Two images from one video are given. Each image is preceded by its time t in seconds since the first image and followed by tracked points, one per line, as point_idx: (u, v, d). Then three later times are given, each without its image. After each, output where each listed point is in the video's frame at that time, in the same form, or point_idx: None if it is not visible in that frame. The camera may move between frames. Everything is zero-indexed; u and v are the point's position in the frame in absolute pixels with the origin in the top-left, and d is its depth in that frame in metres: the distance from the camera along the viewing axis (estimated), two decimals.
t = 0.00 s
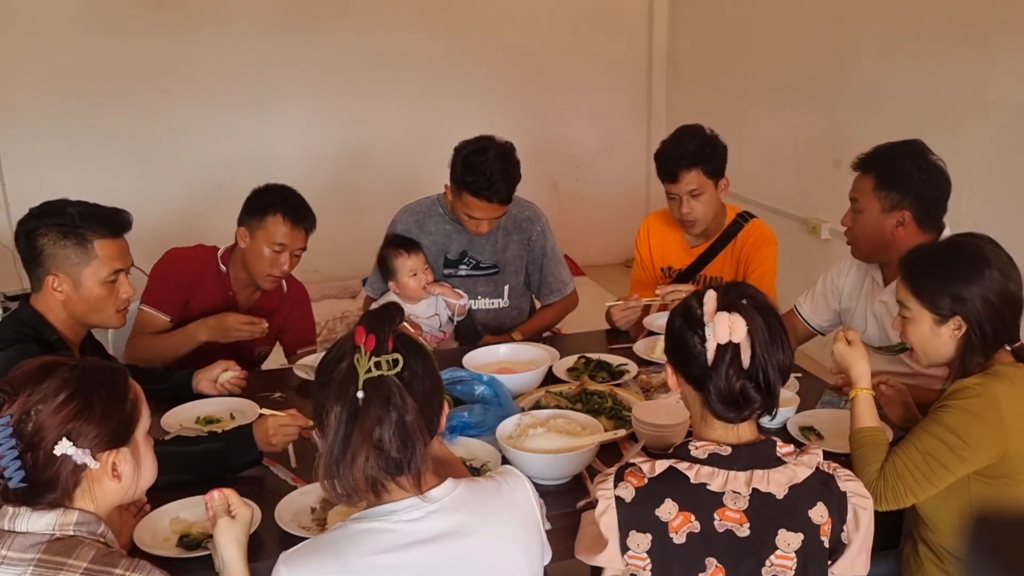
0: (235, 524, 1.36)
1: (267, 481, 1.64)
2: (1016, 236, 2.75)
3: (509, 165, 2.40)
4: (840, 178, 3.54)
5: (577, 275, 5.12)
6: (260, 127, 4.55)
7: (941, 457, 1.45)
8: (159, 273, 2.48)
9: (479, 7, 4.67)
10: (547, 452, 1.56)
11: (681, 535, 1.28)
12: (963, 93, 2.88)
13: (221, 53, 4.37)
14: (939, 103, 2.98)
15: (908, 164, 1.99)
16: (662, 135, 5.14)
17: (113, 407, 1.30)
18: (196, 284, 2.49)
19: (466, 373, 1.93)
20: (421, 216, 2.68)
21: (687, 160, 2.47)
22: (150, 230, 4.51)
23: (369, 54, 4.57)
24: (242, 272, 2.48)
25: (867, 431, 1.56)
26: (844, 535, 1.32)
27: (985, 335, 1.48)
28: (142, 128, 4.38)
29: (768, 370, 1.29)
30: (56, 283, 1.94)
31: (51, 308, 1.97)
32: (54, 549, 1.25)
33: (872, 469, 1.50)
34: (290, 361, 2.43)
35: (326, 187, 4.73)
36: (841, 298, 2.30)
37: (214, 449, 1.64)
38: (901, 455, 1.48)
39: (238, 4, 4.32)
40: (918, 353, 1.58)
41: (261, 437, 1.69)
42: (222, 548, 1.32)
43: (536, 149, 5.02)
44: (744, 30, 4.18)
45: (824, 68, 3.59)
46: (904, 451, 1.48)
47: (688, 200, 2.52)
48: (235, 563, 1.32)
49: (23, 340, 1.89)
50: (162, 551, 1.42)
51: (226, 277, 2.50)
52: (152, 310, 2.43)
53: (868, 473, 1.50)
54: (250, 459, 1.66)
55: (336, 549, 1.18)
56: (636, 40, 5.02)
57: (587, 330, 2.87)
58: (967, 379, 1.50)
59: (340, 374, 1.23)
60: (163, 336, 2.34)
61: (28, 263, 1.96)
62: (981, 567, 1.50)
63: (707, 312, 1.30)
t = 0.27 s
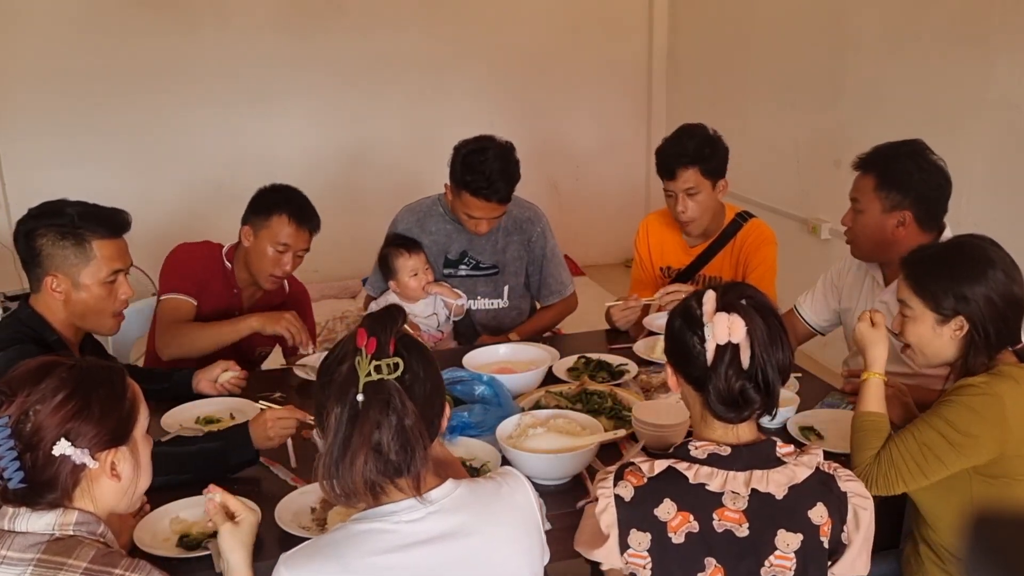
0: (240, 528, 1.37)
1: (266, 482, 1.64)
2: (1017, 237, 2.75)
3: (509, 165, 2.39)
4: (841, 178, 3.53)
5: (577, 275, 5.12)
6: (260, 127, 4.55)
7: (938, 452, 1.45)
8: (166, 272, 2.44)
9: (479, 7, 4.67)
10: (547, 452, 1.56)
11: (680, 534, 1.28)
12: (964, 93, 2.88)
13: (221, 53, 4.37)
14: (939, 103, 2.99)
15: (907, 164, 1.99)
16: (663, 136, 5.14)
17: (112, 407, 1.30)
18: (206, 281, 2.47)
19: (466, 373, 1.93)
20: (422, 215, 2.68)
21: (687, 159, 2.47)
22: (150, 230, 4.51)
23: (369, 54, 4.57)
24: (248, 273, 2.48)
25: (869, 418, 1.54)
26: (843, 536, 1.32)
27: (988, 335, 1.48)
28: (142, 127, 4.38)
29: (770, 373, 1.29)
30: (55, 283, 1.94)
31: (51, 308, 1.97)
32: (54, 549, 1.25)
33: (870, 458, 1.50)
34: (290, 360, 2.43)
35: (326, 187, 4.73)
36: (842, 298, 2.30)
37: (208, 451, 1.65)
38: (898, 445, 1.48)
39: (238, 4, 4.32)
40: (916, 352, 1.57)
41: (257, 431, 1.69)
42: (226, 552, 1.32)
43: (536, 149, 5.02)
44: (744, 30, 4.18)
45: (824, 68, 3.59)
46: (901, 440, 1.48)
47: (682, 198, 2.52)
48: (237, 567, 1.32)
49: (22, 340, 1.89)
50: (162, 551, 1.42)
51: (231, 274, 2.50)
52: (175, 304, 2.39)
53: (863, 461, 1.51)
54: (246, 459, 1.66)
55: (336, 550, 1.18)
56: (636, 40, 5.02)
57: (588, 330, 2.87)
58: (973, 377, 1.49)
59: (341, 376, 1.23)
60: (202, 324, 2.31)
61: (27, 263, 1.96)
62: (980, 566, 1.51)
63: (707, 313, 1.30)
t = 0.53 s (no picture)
0: (244, 532, 1.38)
1: (266, 481, 1.64)
2: (1017, 237, 2.75)
3: (506, 164, 2.40)
4: (841, 178, 3.53)
5: (577, 275, 5.12)
6: (260, 127, 4.55)
7: (938, 452, 1.45)
8: (173, 269, 2.45)
9: (479, 7, 4.67)
10: (548, 452, 1.56)
11: (681, 533, 1.28)
12: (963, 92, 2.88)
13: (221, 53, 4.37)
14: (940, 103, 2.99)
15: (915, 171, 1.97)
16: (663, 135, 5.14)
17: (111, 407, 1.30)
18: (212, 280, 2.47)
19: (466, 373, 1.93)
20: (422, 216, 2.68)
21: (687, 164, 2.46)
22: (150, 229, 4.51)
23: (369, 54, 4.57)
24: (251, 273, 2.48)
25: (869, 423, 1.52)
26: (843, 535, 1.32)
27: (987, 336, 1.48)
28: (142, 128, 4.38)
29: (781, 379, 1.31)
30: (53, 284, 1.94)
31: (50, 309, 1.97)
32: (55, 549, 1.25)
33: (872, 465, 1.49)
34: (290, 360, 2.43)
35: (326, 187, 4.73)
36: (842, 299, 2.30)
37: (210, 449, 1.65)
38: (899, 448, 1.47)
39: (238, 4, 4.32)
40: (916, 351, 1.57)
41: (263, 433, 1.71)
42: (231, 560, 1.34)
43: (536, 149, 5.02)
44: (744, 30, 4.18)
45: (824, 68, 3.59)
46: (902, 443, 1.48)
47: (670, 201, 2.53)
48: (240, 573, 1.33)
49: (23, 340, 1.89)
50: (162, 551, 1.42)
51: (235, 273, 2.49)
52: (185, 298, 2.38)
53: (864, 465, 1.50)
54: (252, 459, 1.66)
55: (335, 552, 1.18)
56: (636, 40, 5.02)
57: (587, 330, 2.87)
58: (972, 379, 1.49)
59: (339, 377, 1.24)
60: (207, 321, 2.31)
61: (26, 264, 1.96)
62: (980, 566, 1.52)
63: (726, 321, 1.28)
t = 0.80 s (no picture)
0: (243, 538, 1.38)
1: (266, 482, 1.64)
2: (1016, 238, 2.75)
3: (499, 154, 2.40)
4: (841, 178, 3.54)
5: (577, 275, 5.12)
6: (260, 127, 4.55)
7: (961, 475, 1.43)
8: (177, 269, 2.44)
9: (479, 7, 4.67)
10: (549, 452, 1.56)
11: (681, 533, 1.28)
12: (963, 92, 2.89)
13: (221, 53, 4.37)
14: (940, 102, 2.99)
15: (924, 176, 1.95)
16: (663, 135, 5.14)
17: (111, 407, 1.30)
18: (216, 279, 2.47)
19: (466, 373, 1.93)
20: (421, 217, 2.69)
21: (687, 168, 2.47)
22: (150, 229, 4.51)
23: (369, 54, 4.57)
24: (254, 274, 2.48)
25: (889, 466, 1.52)
26: (844, 534, 1.32)
27: (975, 339, 1.49)
28: (143, 128, 4.38)
29: (784, 381, 1.31)
30: (54, 284, 1.94)
31: (51, 309, 1.97)
32: (55, 550, 1.25)
33: (903, 504, 1.47)
34: (291, 360, 2.43)
35: (326, 187, 4.73)
36: (842, 300, 2.30)
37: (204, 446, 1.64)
38: (925, 482, 1.46)
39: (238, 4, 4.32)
40: (911, 347, 1.59)
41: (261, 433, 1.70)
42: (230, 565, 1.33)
43: (536, 149, 5.02)
44: (744, 30, 4.18)
45: (824, 67, 3.59)
46: (926, 476, 1.46)
47: (670, 202, 2.54)
48: None
49: (25, 340, 1.89)
50: (163, 551, 1.42)
51: (237, 273, 2.49)
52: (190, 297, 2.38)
53: (897, 510, 1.47)
54: (250, 459, 1.66)
55: (336, 553, 1.18)
56: (636, 40, 5.02)
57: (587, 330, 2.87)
58: (966, 389, 1.49)
59: (343, 380, 1.23)
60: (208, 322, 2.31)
61: (27, 264, 1.96)
62: (980, 567, 1.49)
63: (735, 326, 1.27)
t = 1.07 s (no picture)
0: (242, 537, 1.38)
1: (267, 482, 1.64)
2: (1017, 237, 2.75)
3: (496, 162, 2.39)
4: (841, 178, 3.54)
5: (577, 276, 5.12)
6: (260, 128, 4.55)
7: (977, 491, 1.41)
8: (179, 268, 2.45)
9: (479, 7, 4.67)
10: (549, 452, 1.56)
11: (681, 531, 1.28)
12: (963, 91, 2.89)
13: (221, 53, 4.37)
14: (940, 102, 2.99)
15: (925, 177, 1.95)
16: (663, 135, 5.14)
17: (110, 407, 1.30)
18: (219, 279, 2.47)
19: (466, 373, 1.93)
20: (420, 218, 2.69)
21: (687, 167, 2.47)
22: (151, 229, 4.51)
23: (369, 54, 4.58)
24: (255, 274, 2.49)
25: (904, 498, 1.51)
26: (844, 537, 1.32)
27: (972, 339, 1.49)
28: (143, 128, 4.38)
29: (790, 379, 1.31)
30: (55, 285, 1.94)
31: (51, 310, 1.97)
32: (54, 550, 1.25)
33: (928, 536, 1.45)
34: (291, 360, 2.43)
35: (326, 187, 4.73)
36: (843, 300, 2.30)
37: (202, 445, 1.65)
38: (943, 504, 1.44)
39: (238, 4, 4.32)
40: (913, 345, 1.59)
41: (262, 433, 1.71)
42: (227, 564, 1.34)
43: (536, 149, 5.02)
44: (744, 30, 4.18)
45: (824, 67, 3.59)
46: (942, 498, 1.44)
47: (671, 202, 2.54)
48: None
49: (24, 341, 1.89)
50: (162, 550, 1.42)
51: (238, 273, 2.50)
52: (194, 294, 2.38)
53: (924, 539, 1.45)
54: (251, 460, 1.66)
55: (339, 552, 1.18)
56: (636, 40, 5.02)
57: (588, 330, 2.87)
58: (963, 402, 1.47)
59: (351, 370, 1.24)
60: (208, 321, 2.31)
61: (27, 265, 1.96)
62: None
63: (740, 324, 1.27)
